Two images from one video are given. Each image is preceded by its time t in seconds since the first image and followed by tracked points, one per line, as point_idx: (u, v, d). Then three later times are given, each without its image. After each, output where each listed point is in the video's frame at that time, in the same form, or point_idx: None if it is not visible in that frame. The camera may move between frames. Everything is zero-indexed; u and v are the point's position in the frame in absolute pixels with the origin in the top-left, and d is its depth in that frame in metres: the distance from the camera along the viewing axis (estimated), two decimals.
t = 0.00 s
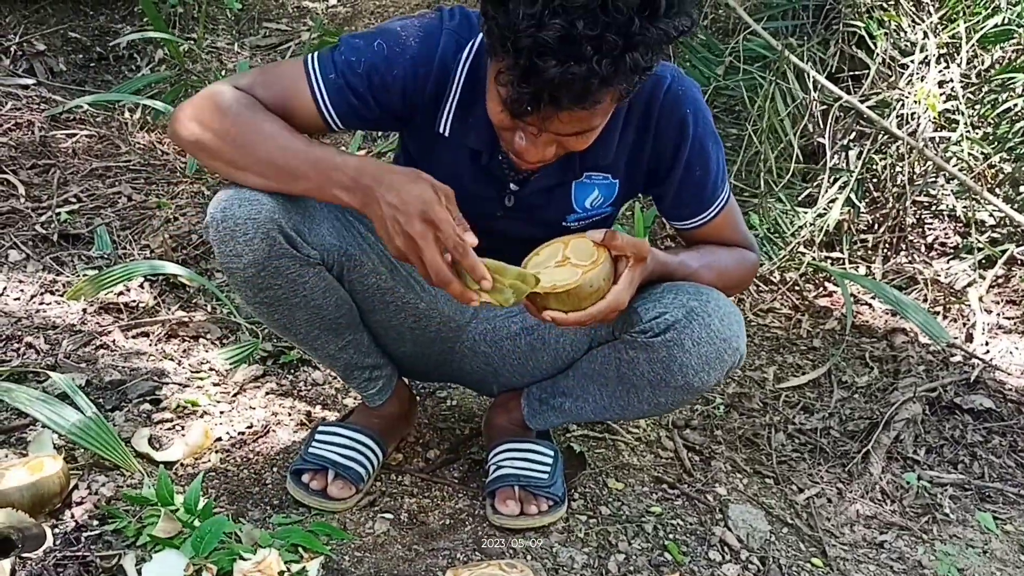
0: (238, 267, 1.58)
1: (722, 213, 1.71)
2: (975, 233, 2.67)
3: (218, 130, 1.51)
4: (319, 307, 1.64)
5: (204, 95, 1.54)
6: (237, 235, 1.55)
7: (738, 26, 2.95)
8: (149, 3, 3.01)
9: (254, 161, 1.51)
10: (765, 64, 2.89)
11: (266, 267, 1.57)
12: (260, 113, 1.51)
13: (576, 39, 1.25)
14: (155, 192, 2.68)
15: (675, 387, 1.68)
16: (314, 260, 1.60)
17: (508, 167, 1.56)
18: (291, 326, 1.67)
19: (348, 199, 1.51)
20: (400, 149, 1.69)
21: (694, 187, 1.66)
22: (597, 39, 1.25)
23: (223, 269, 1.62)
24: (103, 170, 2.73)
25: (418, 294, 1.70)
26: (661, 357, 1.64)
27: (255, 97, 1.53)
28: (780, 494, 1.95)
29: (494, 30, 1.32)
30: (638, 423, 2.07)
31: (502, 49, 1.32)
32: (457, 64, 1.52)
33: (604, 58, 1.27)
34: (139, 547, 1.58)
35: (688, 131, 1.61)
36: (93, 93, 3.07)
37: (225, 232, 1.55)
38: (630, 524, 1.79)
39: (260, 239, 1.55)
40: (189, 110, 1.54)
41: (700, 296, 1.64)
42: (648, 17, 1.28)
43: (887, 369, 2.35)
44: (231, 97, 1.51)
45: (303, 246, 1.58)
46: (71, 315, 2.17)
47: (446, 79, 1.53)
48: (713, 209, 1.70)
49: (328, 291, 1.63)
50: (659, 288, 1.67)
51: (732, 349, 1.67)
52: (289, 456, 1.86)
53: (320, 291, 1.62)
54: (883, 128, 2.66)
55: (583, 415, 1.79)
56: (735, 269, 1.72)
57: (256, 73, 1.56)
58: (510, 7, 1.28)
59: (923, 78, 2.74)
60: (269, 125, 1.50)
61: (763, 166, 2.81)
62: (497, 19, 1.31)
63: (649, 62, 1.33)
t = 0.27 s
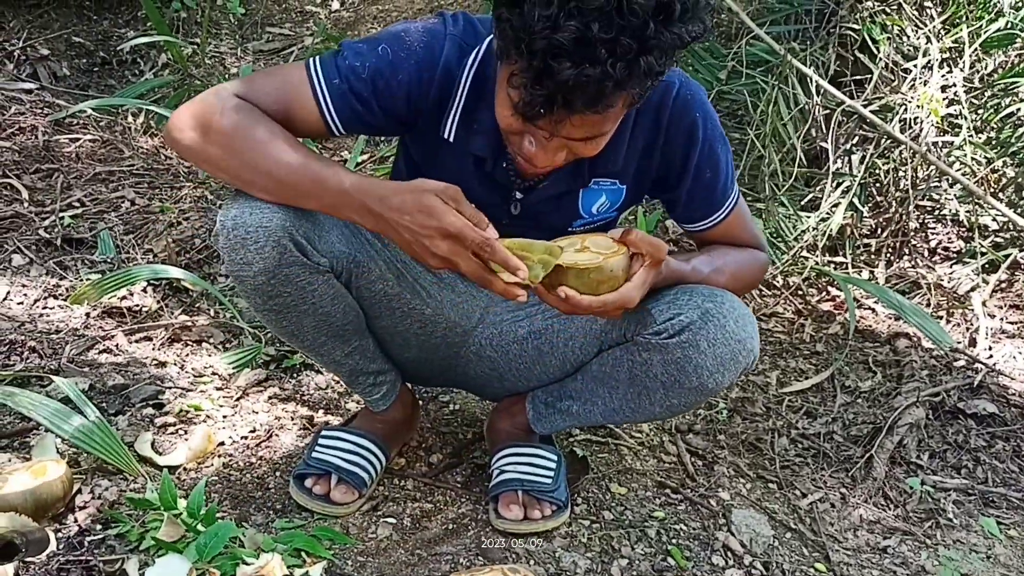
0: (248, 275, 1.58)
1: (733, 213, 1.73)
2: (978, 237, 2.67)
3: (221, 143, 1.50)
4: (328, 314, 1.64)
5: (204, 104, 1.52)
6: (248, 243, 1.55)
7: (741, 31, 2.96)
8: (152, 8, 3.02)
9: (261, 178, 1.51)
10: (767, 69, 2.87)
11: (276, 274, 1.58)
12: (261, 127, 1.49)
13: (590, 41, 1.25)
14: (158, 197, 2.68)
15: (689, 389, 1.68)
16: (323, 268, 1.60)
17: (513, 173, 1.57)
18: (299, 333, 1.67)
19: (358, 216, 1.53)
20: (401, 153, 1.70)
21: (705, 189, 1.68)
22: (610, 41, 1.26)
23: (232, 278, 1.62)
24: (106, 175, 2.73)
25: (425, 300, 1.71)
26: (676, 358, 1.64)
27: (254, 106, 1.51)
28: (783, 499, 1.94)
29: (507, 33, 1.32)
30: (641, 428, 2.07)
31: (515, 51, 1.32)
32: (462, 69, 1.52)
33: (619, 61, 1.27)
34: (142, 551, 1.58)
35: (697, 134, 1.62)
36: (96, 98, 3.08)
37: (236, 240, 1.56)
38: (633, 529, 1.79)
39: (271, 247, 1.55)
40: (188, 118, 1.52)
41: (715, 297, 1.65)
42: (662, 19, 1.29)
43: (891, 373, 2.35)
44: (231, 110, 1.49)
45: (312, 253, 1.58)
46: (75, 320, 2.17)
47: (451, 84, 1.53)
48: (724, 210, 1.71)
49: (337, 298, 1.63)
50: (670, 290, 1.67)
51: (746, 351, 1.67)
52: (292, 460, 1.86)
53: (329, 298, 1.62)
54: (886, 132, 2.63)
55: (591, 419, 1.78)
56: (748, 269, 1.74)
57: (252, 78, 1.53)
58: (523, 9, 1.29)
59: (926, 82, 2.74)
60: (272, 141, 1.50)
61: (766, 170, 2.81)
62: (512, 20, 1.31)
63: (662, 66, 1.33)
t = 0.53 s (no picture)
0: (253, 280, 1.58)
1: (751, 221, 1.71)
2: (979, 246, 2.68)
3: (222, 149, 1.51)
4: (332, 321, 1.64)
5: (204, 113, 1.53)
6: (253, 249, 1.55)
7: (742, 39, 2.97)
8: (155, 16, 3.03)
9: (264, 182, 1.51)
10: (768, 77, 2.89)
11: (281, 281, 1.57)
12: (263, 133, 1.51)
13: (581, 48, 1.29)
14: (160, 204, 2.69)
15: (693, 399, 1.67)
16: (328, 274, 1.60)
17: (511, 182, 1.59)
18: (302, 340, 1.67)
19: (361, 219, 1.54)
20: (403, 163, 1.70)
21: (715, 197, 1.67)
22: (601, 50, 1.29)
23: (237, 284, 1.62)
24: (108, 182, 2.74)
25: (430, 307, 1.71)
26: (680, 368, 1.64)
27: (255, 115, 1.53)
28: (784, 508, 1.94)
29: (501, 37, 1.36)
30: (642, 436, 2.07)
31: (507, 56, 1.35)
32: (459, 77, 1.53)
33: (609, 69, 1.30)
34: (143, 559, 1.58)
35: (698, 142, 1.62)
36: (99, 106, 3.08)
37: (242, 246, 1.56)
38: (634, 537, 1.78)
39: (277, 253, 1.55)
40: (187, 128, 1.53)
41: (719, 307, 1.66)
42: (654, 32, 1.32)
43: (892, 382, 2.35)
44: (232, 117, 1.51)
45: (317, 260, 1.58)
46: (76, 326, 2.17)
47: (447, 91, 1.54)
48: (740, 218, 1.69)
49: (340, 305, 1.63)
50: (676, 300, 1.68)
51: (751, 361, 1.67)
52: (292, 468, 1.86)
53: (333, 305, 1.62)
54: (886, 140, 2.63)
55: (593, 427, 1.78)
56: (765, 279, 1.72)
57: (252, 88, 1.55)
58: (517, 13, 1.32)
59: (927, 91, 2.74)
60: (275, 146, 1.51)
61: (767, 178, 2.81)
62: (505, 25, 1.35)
63: (654, 78, 1.36)
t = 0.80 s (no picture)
0: (255, 282, 1.58)
1: (755, 228, 1.69)
2: (981, 255, 2.68)
3: (228, 150, 1.52)
4: (334, 324, 1.64)
5: (205, 116, 1.54)
6: (256, 251, 1.55)
7: (744, 48, 2.98)
8: (159, 23, 3.04)
9: (270, 180, 1.52)
10: (771, 85, 2.90)
11: (284, 282, 1.57)
12: (268, 133, 1.53)
13: (566, 63, 1.30)
14: (163, 210, 2.69)
15: (691, 405, 1.66)
16: (331, 276, 1.60)
17: (507, 190, 1.61)
18: (304, 344, 1.67)
19: (369, 214, 1.56)
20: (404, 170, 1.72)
21: (714, 205, 1.66)
22: (588, 64, 1.30)
23: (239, 287, 1.62)
24: (111, 189, 2.74)
25: (431, 312, 1.72)
26: (677, 373, 1.63)
27: (257, 116, 1.54)
28: (787, 516, 1.94)
29: (490, 50, 1.38)
30: (644, 444, 2.07)
31: (497, 71, 1.37)
32: (455, 85, 1.55)
33: (596, 84, 1.31)
34: (145, 565, 1.58)
35: (692, 149, 1.62)
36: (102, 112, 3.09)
37: (244, 248, 1.56)
38: (636, 546, 1.78)
39: (279, 255, 1.55)
40: (188, 134, 1.54)
41: (717, 313, 1.66)
42: (640, 45, 1.33)
43: (894, 391, 2.35)
44: (236, 118, 1.52)
45: (319, 262, 1.58)
46: (79, 332, 2.18)
47: (444, 99, 1.56)
48: (744, 226, 1.68)
49: (343, 308, 1.63)
50: (677, 305, 1.68)
51: (748, 368, 1.66)
52: (294, 475, 1.86)
53: (335, 308, 1.62)
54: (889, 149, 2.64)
55: (593, 435, 1.76)
56: (767, 287, 1.72)
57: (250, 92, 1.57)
58: (505, 28, 1.34)
59: (928, 99, 2.74)
60: (281, 145, 1.53)
61: (769, 186, 2.82)
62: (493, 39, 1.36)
63: (641, 92, 1.37)
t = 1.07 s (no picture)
0: (257, 288, 1.58)
1: (748, 236, 1.69)
2: (983, 267, 2.68)
3: (229, 156, 1.52)
4: (335, 330, 1.64)
5: (201, 126, 1.55)
6: (257, 256, 1.55)
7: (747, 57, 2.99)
8: (163, 29, 3.05)
9: (274, 179, 1.52)
10: (774, 95, 2.91)
11: (285, 287, 1.57)
12: (267, 135, 1.54)
13: (567, 70, 1.30)
14: (166, 215, 2.70)
15: (686, 406, 1.65)
16: (331, 281, 1.60)
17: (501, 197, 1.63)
18: (305, 351, 1.67)
19: (377, 202, 1.56)
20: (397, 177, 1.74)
21: (707, 212, 1.65)
22: (588, 70, 1.31)
23: (240, 294, 1.62)
24: (114, 193, 2.74)
25: (430, 317, 1.73)
26: (673, 375, 1.62)
27: (253, 122, 1.55)
28: (787, 526, 1.94)
29: (489, 59, 1.38)
30: (645, 453, 2.07)
31: (496, 81, 1.37)
32: (449, 91, 1.56)
33: (596, 90, 1.32)
34: (144, 571, 1.58)
35: (682, 156, 1.62)
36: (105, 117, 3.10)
37: (245, 253, 1.56)
38: (636, 555, 1.78)
39: (280, 259, 1.55)
40: (186, 146, 1.55)
41: (711, 314, 1.65)
42: (639, 51, 1.34)
43: (895, 402, 2.34)
44: (232, 125, 1.53)
45: (320, 266, 1.58)
46: (80, 337, 2.18)
47: (439, 106, 1.57)
48: (737, 233, 1.67)
49: (344, 313, 1.64)
50: (671, 307, 1.68)
51: (743, 368, 1.64)
52: (294, 481, 1.86)
53: (336, 312, 1.62)
54: (891, 159, 2.65)
55: (591, 440, 1.75)
56: (762, 292, 1.71)
57: (243, 100, 1.58)
58: (506, 39, 1.33)
59: (931, 111, 2.74)
60: (280, 145, 1.54)
61: (771, 195, 2.82)
62: (493, 48, 1.36)
63: (640, 96, 1.38)
